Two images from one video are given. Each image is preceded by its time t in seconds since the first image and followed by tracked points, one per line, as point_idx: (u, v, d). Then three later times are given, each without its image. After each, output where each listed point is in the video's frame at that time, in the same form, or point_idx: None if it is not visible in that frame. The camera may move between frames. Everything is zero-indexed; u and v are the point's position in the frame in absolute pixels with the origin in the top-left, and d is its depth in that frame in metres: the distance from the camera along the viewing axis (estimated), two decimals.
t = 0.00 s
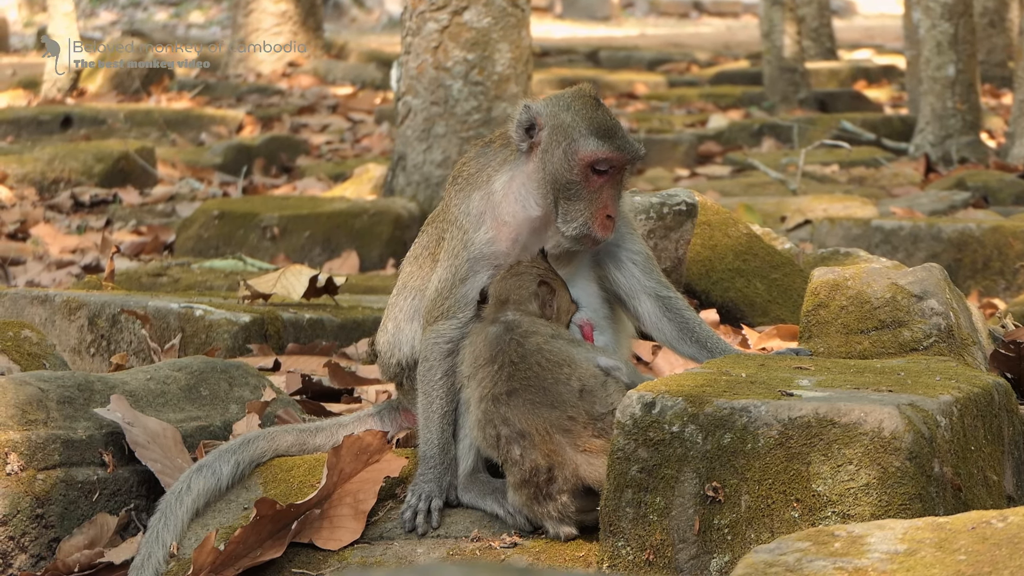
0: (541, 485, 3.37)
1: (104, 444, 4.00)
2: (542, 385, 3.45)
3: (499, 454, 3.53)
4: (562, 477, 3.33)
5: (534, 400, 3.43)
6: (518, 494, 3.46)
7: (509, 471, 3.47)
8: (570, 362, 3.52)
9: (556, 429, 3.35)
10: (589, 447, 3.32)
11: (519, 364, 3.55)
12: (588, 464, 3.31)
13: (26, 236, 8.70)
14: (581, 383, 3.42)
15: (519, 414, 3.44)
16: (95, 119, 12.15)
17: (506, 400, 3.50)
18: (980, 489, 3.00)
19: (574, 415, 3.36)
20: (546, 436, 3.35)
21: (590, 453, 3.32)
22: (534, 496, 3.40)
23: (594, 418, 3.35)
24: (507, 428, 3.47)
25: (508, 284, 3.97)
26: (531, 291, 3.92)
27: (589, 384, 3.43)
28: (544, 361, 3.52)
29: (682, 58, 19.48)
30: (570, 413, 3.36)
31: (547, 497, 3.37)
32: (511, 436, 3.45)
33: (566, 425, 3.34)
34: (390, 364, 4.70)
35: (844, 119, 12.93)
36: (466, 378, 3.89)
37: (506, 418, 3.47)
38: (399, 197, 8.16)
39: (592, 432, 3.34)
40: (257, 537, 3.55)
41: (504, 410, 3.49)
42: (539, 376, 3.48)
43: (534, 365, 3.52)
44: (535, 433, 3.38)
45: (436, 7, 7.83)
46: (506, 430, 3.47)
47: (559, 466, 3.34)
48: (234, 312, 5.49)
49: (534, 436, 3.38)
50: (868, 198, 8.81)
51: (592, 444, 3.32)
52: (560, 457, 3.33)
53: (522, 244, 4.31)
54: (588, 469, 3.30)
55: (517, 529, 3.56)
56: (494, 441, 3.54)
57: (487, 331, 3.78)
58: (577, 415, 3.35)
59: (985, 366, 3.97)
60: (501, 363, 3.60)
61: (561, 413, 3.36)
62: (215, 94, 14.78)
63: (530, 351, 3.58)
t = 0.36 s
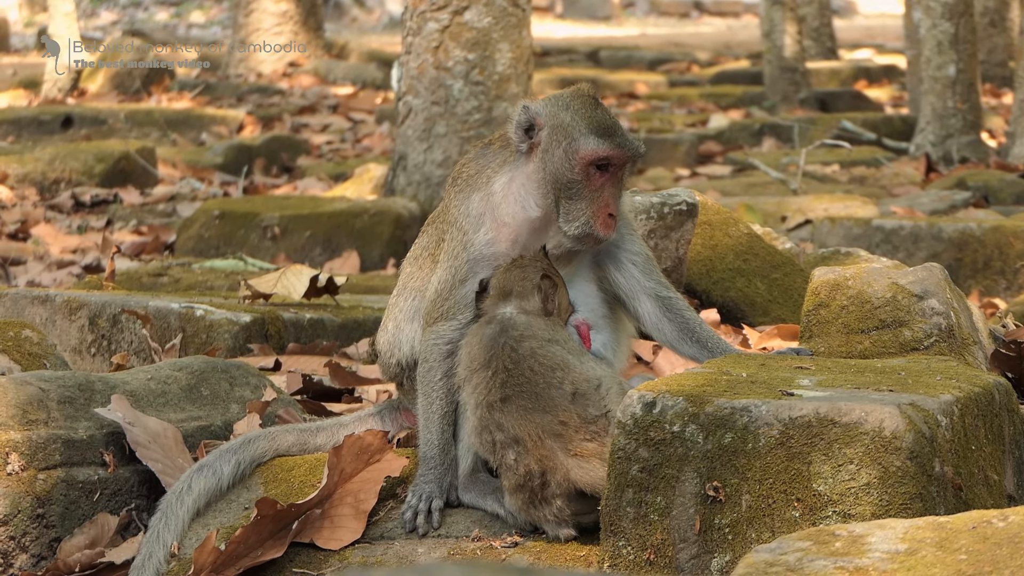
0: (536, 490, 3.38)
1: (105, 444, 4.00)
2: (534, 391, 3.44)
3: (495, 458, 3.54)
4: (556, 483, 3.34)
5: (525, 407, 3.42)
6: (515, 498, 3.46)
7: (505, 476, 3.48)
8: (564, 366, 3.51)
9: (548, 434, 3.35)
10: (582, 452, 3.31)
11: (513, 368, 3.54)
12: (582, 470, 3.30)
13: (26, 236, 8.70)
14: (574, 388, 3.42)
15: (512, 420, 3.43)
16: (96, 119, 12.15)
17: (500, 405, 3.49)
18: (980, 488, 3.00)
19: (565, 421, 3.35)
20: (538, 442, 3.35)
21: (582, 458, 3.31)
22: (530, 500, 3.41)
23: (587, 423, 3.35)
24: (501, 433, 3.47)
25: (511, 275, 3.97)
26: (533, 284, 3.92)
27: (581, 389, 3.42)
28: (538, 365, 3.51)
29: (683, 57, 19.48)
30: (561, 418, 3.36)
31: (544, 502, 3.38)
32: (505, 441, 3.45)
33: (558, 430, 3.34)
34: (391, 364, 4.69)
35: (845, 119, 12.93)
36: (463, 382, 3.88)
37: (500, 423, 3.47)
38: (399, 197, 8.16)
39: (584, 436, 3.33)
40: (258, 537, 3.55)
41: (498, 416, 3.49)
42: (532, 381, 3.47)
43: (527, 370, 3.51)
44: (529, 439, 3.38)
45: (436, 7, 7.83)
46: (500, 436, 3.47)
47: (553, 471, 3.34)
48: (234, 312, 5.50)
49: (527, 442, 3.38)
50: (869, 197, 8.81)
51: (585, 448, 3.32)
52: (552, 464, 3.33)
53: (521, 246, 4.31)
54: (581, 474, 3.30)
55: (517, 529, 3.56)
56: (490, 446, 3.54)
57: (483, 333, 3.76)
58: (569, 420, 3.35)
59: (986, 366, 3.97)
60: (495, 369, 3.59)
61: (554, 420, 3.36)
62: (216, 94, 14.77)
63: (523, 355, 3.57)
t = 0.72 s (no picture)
0: (538, 485, 3.40)
1: (105, 445, 4.00)
2: (547, 387, 3.44)
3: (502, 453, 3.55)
4: (558, 480, 3.35)
5: (538, 400, 3.43)
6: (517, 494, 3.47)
7: (510, 469, 3.49)
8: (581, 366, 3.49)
9: (556, 430, 3.35)
10: (585, 452, 3.31)
11: (529, 363, 3.54)
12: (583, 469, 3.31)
13: (26, 237, 8.70)
14: (587, 388, 3.40)
15: (522, 413, 3.45)
16: (95, 119, 12.15)
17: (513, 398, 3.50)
18: (980, 490, 3.00)
19: (575, 419, 3.35)
20: (546, 437, 3.36)
21: (586, 457, 3.31)
22: (530, 496, 3.43)
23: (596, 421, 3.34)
24: (510, 425, 3.49)
25: (523, 268, 3.97)
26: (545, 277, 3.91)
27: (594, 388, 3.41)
28: (553, 363, 3.50)
29: (682, 58, 19.49)
30: (571, 415, 3.35)
31: (545, 499, 3.39)
32: (514, 433, 3.47)
33: (567, 427, 3.34)
34: (389, 365, 4.69)
35: (845, 120, 12.93)
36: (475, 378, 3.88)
37: (511, 416, 3.48)
38: (399, 198, 8.15)
39: (592, 436, 3.32)
40: (257, 537, 3.55)
41: (509, 408, 3.50)
42: (546, 377, 3.46)
43: (543, 367, 3.50)
44: (536, 433, 3.39)
45: (436, 8, 7.83)
46: (509, 428, 3.49)
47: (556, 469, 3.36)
48: (234, 313, 5.49)
49: (535, 436, 3.39)
50: (869, 198, 8.81)
51: (590, 448, 3.31)
52: (557, 460, 3.35)
53: (523, 245, 4.28)
54: (583, 473, 3.31)
55: (517, 529, 3.56)
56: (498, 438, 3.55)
57: (502, 325, 3.76)
58: (579, 419, 3.34)
59: (986, 367, 3.97)
60: (511, 363, 3.59)
61: (564, 416, 3.36)
62: (215, 95, 14.77)
63: (541, 351, 3.56)
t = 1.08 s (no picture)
0: (535, 456, 3.44)
1: (104, 445, 4.00)
2: (556, 358, 3.50)
3: (505, 423, 3.59)
4: (554, 450, 3.40)
5: (544, 369, 3.49)
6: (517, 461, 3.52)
7: (511, 439, 3.54)
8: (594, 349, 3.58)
9: (557, 399, 3.41)
10: (585, 424, 3.38)
11: (541, 336, 3.60)
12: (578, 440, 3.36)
13: (25, 237, 8.70)
14: (596, 365, 3.50)
15: (526, 382, 3.50)
16: (95, 120, 12.14)
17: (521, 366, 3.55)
18: (979, 490, 3.00)
19: (580, 391, 3.42)
20: (546, 405, 3.42)
21: (584, 430, 3.38)
22: (529, 469, 3.47)
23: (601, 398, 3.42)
24: (514, 395, 3.53)
25: (540, 259, 3.97)
26: (563, 269, 3.93)
27: (603, 369, 3.50)
28: (566, 338, 3.57)
29: (682, 58, 19.49)
30: (575, 388, 3.42)
31: (541, 468, 3.43)
32: (517, 403, 3.52)
33: (569, 398, 3.40)
34: (388, 365, 4.69)
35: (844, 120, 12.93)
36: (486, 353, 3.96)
37: (515, 385, 3.53)
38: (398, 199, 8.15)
39: (593, 410, 3.40)
40: (257, 538, 3.55)
41: (515, 377, 3.55)
42: (557, 350, 3.53)
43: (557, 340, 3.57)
44: (537, 401, 3.44)
45: (435, 8, 7.83)
46: (514, 397, 3.53)
47: (553, 439, 3.40)
48: (233, 313, 5.49)
49: (535, 403, 3.44)
50: (869, 198, 8.81)
51: (589, 421, 3.38)
52: (554, 429, 3.40)
53: (522, 244, 4.29)
54: (579, 444, 3.36)
55: (518, 529, 3.57)
56: (503, 408, 3.59)
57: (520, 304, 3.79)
58: (582, 391, 3.41)
59: (985, 367, 3.97)
60: (524, 331, 3.65)
61: (569, 387, 3.42)
62: (215, 95, 14.77)
63: (557, 326, 3.63)
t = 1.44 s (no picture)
0: (516, 407, 3.50)
1: (104, 446, 4.00)
2: (542, 310, 3.59)
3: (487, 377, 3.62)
4: (534, 400, 3.45)
5: (528, 318, 3.56)
6: (501, 413, 3.58)
7: (493, 391, 3.59)
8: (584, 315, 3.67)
9: (538, 346, 3.47)
10: (565, 372, 3.44)
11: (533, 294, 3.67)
12: (556, 385, 3.42)
13: (25, 237, 8.71)
14: (581, 321, 3.59)
15: (509, 332, 3.55)
16: (95, 120, 12.13)
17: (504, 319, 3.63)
18: (980, 490, 3.00)
19: (562, 341, 3.49)
20: (525, 351, 3.48)
21: (564, 375, 3.43)
22: (514, 422, 3.52)
23: (583, 350, 3.51)
24: (497, 347, 3.57)
25: (549, 250, 3.94)
26: (571, 260, 3.90)
27: (588, 330, 3.59)
28: (557, 299, 3.66)
29: (682, 58, 19.49)
30: (556, 336, 3.50)
31: (520, 413, 3.49)
32: (498, 354, 3.55)
33: (550, 345, 3.47)
34: (389, 365, 4.69)
35: (844, 121, 12.93)
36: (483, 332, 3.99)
37: (499, 335, 3.58)
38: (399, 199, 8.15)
39: (572, 359, 3.46)
40: (257, 539, 3.55)
41: (500, 329, 3.60)
42: (544, 304, 3.62)
43: (546, 299, 3.64)
44: (518, 347, 3.50)
45: (436, 9, 7.83)
46: (496, 349, 3.57)
47: (533, 386, 3.45)
48: (234, 314, 5.50)
49: (515, 349, 3.50)
50: (869, 199, 8.82)
51: (568, 369, 3.44)
52: (534, 376, 3.45)
53: (523, 244, 4.26)
54: (558, 390, 3.41)
55: (518, 529, 3.58)
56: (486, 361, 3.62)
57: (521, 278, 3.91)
58: (562, 340, 3.49)
59: (986, 367, 3.97)
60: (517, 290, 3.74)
61: (551, 335, 3.50)
62: (215, 96, 14.78)
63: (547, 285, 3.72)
